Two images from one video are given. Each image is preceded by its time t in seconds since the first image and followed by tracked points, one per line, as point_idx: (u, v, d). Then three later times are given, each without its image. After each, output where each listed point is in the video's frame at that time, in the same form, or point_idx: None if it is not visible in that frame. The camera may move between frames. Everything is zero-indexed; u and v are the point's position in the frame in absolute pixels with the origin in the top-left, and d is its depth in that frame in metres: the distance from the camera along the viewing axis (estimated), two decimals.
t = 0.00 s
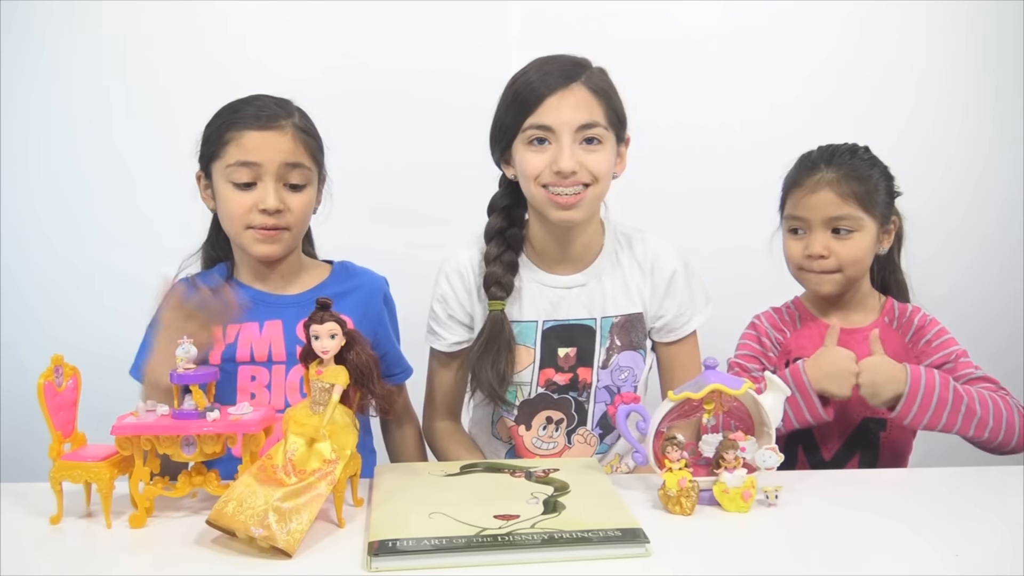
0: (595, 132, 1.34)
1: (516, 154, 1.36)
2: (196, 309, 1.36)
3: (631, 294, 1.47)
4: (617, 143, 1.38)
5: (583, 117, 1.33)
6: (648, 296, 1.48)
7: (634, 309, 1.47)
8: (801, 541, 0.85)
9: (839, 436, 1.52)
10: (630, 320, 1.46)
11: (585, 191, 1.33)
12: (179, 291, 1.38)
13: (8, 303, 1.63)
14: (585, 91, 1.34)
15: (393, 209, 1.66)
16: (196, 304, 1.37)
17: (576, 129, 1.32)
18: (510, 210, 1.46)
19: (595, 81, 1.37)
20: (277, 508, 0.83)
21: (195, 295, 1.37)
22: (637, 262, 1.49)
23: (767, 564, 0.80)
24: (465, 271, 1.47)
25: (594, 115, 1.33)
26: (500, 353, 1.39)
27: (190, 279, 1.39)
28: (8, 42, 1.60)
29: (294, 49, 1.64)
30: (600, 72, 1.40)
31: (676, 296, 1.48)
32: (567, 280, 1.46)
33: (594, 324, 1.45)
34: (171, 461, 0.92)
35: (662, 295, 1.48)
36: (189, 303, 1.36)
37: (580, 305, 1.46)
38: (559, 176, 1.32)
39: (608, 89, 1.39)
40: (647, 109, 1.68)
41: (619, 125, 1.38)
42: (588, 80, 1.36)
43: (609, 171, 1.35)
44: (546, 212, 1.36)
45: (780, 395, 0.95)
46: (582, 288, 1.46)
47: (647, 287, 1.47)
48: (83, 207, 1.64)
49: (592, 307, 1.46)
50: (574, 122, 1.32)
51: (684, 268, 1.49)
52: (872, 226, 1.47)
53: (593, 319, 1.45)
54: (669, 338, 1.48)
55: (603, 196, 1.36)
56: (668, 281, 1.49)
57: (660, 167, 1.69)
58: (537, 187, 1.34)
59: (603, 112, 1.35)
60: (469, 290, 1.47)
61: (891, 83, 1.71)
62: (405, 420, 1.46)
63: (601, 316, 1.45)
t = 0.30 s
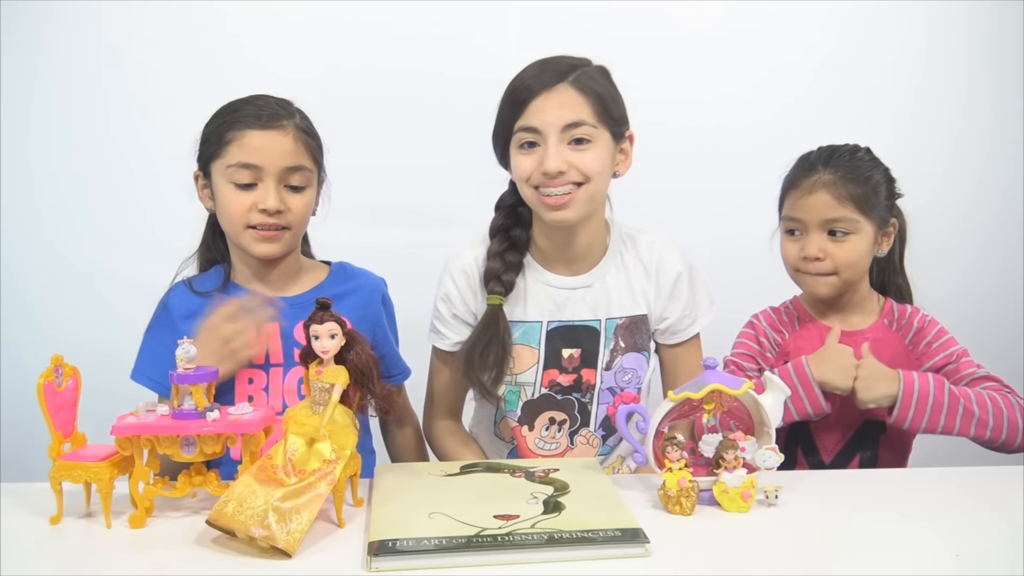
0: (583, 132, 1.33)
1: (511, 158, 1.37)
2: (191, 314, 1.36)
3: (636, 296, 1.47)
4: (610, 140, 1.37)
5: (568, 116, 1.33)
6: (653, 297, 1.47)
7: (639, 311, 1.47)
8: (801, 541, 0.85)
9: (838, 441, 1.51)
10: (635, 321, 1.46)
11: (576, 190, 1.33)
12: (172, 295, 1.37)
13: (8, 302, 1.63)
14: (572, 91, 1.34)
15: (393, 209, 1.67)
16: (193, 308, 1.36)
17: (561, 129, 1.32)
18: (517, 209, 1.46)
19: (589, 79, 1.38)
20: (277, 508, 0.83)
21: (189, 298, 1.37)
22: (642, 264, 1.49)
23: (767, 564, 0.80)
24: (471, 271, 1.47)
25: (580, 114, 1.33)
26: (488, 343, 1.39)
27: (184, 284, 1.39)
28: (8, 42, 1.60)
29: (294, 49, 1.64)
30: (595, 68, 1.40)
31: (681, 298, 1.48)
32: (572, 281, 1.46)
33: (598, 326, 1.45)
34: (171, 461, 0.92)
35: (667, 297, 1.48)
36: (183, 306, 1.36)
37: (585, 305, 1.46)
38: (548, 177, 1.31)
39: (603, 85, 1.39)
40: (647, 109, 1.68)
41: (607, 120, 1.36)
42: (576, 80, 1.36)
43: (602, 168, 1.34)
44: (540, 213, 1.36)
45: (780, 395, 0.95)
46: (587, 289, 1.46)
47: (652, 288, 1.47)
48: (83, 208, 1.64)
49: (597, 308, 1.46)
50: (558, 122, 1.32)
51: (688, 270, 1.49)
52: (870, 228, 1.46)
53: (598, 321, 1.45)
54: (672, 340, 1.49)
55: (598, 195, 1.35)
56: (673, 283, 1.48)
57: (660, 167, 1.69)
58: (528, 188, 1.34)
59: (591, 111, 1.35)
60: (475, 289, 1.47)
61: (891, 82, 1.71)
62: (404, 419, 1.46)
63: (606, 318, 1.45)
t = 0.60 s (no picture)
0: (539, 137, 1.33)
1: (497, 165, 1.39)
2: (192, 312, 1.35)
3: (640, 296, 1.45)
4: (580, 141, 1.35)
5: (523, 123, 1.34)
6: (657, 298, 1.46)
7: (641, 311, 1.46)
8: (801, 541, 0.85)
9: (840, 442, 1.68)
10: (639, 321, 1.45)
11: (540, 194, 1.34)
12: (174, 293, 1.37)
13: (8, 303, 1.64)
14: (530, 98, 1.34)
15: (392, 209, 1.67)
16: (194, 307, 1.35)
17: (516, 134, 1.34)
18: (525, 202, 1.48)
19: (567, 80, 1.36)
20: (277, 508, 0.83)
21: (189, 296, 1.36)
22: (647, 266, 1.47)
23: (767, 564, 0.80)
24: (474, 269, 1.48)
25: (534, 119, 1.33)
26: (469, 307, 1.37)
27: (185, 284, 1.38)
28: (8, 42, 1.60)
29: (294, 49, 1.64)
30: (580, 66, 1.39)
31: (685, 299, 1.47)
32: (575, 280, 1.45)
33: (601, 326, 1.44)
34: (171, 461, 0.92)
35: (670, 298, 1.47)
36: (184, 305, 1.35)
37: (588, 305, 1.45)
38: (511, 184, 1.34)
39: (583, 84, 1.37)
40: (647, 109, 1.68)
41: (568, 120, 1.34)
42: (537, 85, 1.35)
43: (563, 170, 1.33)
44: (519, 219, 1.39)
45: (780, 395, 0.95)
46: (590, 289, 1.45)
47: (655, 289, 1.46)
48: (83, 209, 1.65)
49: (600, 308, 1.45)
50: (513, 130, 1.35)
51: (692, 270, 1.49)
52: (863, 234, 1.63)
53: (601, 320, 1.44)
54: (676, 342, 1.48)
55: (566, 198, 1.35)
56: (676, 284, 1.48)
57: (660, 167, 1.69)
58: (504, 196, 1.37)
59: (547, 113, 1.33)
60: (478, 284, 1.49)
61: (892, 82, 1.71)
62: (404, 421, 1.44)
63: (609, 317, 1.45)
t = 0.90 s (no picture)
0: (531, 135, 1.33)
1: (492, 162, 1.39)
2: (193, 312, 1.34)
3: (638, 295, 1.44)
4: (574, 139, 1.35)
5: (515, 122, 1.33)
6: (655, 297, 1.45)
7: (640, 310, 1.45)
8: (801, 540, 0.85)
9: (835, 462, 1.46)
10: (637, 320, 1.43)
11: (533, 193, 1.34)
12: (176, 293, 1.36)
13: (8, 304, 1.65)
14: (523, 96, 1.33)
15: (392, 208, 1.68)
16: (195, 307, 1.35)
17: (510, 132, 1.33)
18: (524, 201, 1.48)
19: (561, 80, 1.36)
20: (277, 508, 0.83)
21: (190, 296, 1.36)
22: (645, 266, 1.46)
23: (767, 564, 0.80)
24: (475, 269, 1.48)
25: (526, 118, 1.33)
26: (468, 306, 1.37)
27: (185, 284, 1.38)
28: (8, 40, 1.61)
29: (296, 50, 1.65)
30: (577, 66, 1.39)
31: (683, 298, 1.45)
32: (573, 278, 1.44)
33: (599, 324, 1.43)
34: (171, 462, 0.92)
35: (668, 297, 1.45)
36: (185, 305, 1.35)
37: (585, 304, 1.43)
38: (503, 181, 1.34)
39: (578, 84, 1.37)
40: (647, 110, 1.70)
41: (562, 118, 1.34)
42: (530, 84, 1.34)
43: (557, 169, 1.33)
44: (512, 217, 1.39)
45: (780, 395, 0.95)
46: (587, 288, 1.44)
47: (654, 288, 1.45)
48: (85, 208, 1.66)
49: (598, 306, 1.43)
50: (507, 128, 1.34)
51: (690, 270, 1.46)
52: (852, 248, 1.40)
53: (599, 319, 1.43)
54: (675, 340, 1.47)
55: (559, 197, 1.34)
56: (674, 283, 1.46)
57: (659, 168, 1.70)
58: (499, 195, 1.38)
59: (540, 112, 1.33)
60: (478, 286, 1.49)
61: (891, 83, 1.72)
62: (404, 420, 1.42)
63: (608, 316, 1.43)
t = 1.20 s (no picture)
0: (528, 135, 1.33)
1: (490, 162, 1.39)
2: (191, 318, 1.31)
3: (637, 295, 1.44)
4: (571, 139, 1.35)
5: (513, 122, 1.33)
6: (655, 297, 1.45)
7: (640, 310, 1.44)
8: (799, 541, 0.85)
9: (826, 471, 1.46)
10: (637, 320, 1.43)
11: (532, 192, 1.34)
12: (172, 299, 1.32)
13: (8, 304, 1.65)
14: (520, 97, 1.33)
15: (392, 208, 1.69)
16: (193, 312, 1.31)
17: (509, 132, 1.33)
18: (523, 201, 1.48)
19: (559, 80, 1.36)
20: (277, 508, 0.83)
21: (188, 302, 1.32)
22: (645, 265, 1.46)
23: (766, 564, 0.80)
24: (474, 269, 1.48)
25: (523, 118, 1.33)
26: (468, 306, 1.37)
27: (182, 290, 1.33)
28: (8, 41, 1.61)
29: (296, 49, 1.65)
30: (575, 66, 1.39)
31: (683, 298, 1.45)
32: (573, 278, 1.44)
33: (599, 324, 1.43)
34: (171, 461, 0.92)
35: (668, 297, 1.45)
36: (183, 311, 1.31)
37: (586, 304, 1.43)
38: (502, 181, 1.34)
39: (576, 84, 1.37)
40: (646, 110, 1.70)
41: (560, 118, 1.34)
42: (526, 85, 1.34)
43: (555, 169, 1.33)
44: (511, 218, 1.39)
45: (780, 395, 0.95)
46: (587, 288, 1.43)
47: (653, 288, 1.44)
48: (84, 208, 1.66)
49: (598, 306, 1.43)
50: (506, 128, 1.34)
51: (690, 270, 1.46)
52: (843, 256, 1.38)
53: (599, 318, 1.42)
54: (675, 340, 1.46)
55: (559, 196, 1.34)
56: (674, 283, 1.45)
57: (658, 168, 1.71)
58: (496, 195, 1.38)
59: (536, 111, 1.33)
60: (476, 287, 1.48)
61: (890, 83, 1.72)
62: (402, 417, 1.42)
63: (608, 315, 1.43)
